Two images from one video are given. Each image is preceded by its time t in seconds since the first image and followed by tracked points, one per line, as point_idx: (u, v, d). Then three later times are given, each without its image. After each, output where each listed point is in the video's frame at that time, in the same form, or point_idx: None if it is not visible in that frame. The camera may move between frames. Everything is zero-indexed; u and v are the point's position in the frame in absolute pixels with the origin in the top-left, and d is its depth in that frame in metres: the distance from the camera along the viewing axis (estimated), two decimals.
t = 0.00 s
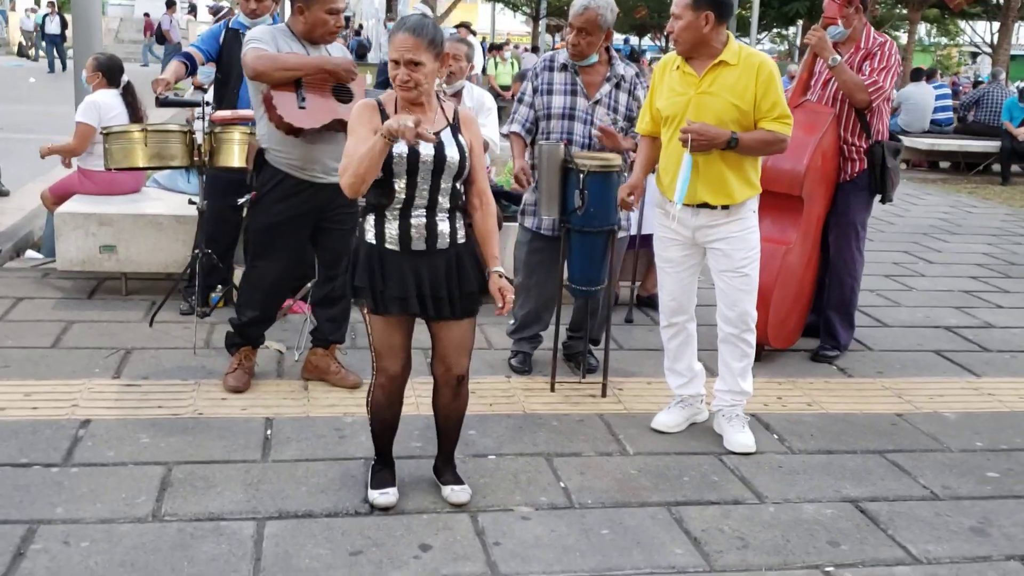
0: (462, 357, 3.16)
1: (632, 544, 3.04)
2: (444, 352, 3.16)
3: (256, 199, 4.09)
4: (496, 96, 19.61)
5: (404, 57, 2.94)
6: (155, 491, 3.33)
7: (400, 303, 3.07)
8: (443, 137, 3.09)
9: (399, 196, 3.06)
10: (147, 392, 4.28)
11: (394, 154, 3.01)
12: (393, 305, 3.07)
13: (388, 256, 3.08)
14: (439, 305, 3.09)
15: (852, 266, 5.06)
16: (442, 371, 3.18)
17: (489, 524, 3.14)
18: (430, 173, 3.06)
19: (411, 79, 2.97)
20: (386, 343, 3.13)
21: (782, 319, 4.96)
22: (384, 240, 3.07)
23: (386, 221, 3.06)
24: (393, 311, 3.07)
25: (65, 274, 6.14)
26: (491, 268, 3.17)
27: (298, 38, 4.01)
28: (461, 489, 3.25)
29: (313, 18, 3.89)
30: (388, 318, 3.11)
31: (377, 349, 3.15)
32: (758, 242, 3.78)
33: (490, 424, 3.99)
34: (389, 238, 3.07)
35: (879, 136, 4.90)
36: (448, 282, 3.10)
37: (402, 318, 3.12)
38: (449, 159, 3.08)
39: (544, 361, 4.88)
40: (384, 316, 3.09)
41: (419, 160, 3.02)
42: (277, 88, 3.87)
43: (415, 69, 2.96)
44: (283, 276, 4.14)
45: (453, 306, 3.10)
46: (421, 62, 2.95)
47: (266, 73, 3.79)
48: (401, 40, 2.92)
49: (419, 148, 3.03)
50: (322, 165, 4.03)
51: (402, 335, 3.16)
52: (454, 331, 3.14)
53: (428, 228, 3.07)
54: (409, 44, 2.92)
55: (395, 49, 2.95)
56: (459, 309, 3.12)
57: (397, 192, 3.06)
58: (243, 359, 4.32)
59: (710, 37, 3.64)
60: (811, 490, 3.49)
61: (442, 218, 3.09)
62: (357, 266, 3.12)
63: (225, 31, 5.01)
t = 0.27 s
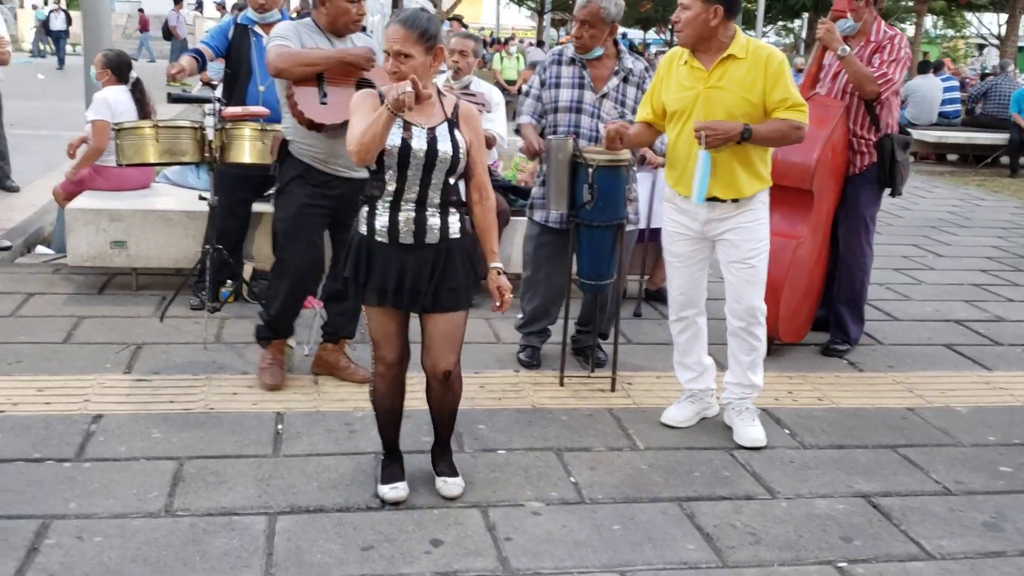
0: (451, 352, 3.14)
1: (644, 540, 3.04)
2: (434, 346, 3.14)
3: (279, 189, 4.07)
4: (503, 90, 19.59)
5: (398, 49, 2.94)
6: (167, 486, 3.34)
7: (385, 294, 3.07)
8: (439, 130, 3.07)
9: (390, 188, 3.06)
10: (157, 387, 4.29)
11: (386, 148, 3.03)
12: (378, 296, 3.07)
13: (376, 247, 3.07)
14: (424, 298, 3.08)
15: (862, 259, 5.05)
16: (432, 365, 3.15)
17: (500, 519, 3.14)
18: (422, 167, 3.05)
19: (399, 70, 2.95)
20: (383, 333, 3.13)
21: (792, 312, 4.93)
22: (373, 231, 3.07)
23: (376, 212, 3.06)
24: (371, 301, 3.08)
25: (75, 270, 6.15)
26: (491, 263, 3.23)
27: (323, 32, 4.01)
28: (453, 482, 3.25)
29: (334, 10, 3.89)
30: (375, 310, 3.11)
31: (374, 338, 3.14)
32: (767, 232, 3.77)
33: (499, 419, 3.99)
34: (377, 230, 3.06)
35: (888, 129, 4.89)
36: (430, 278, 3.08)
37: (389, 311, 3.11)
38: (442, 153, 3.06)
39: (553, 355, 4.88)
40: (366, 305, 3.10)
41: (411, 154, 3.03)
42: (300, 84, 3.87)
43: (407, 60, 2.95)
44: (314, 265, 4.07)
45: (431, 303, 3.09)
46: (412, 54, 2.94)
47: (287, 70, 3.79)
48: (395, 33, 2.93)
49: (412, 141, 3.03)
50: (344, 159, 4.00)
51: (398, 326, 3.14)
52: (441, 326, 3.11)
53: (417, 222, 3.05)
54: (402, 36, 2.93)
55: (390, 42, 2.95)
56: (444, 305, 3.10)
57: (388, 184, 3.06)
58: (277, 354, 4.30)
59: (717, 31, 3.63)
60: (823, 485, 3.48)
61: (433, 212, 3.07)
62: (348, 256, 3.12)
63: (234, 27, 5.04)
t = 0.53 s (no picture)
0: (461, 346, 3.16)
1: (654, 537, 3.04)
2: (442, 341, 3.15)
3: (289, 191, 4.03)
4: (508, 86, 19.58)
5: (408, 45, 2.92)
6: (176, 483, 3.34)
7: (402, 293, 3.06)
8: (448, 126, 3.06)
9: (402, 186, 3.06)
10: (166, 385, 4.29)
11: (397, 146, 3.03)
12: (394, 295, 3.05)
13: (391, 245, 3.06)
14: (441, 295, 3.07)
15: (870, 257, 5.03)
16: (439, 359, 3.17)
17: (509, 517, 3.14)
18: (434, 164, 3.05)
19: (412, 64, 2.94)
20: (398, 332, 3.11)
21: (801, 310, 4.90)
22: (387, 230, 3.06)
23: (390, 211, 3.05)
24: (390, 300, 3.06)
25: (83, 267, 6.16)
26: (502, 259, 3.21)
27: (336, 32, 4.00)
28: (450, 478, 3.28)
29: (347, 10, 3.90)
30: (390, 309, 3.10)
31: (388, 338, 3.13)
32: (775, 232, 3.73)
33: (508, 416, 3.99)
34: (392, 229, 3.05)
35: (897, 125, 4.87)
36: (447, 274, 3.07)
37: (405, 309, 3.10)
38: (453, 150, 3.05)
39: (561, 352, 4.87)
40: (383, 305, 3.08)
41: (423, 152, 3.03)
42: (307, 83, 3.85)
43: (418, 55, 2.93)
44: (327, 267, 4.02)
45: (451, 299, 3.08)
46: (424, 48, 2.93)
47: (289, 68, 3.80)
48: (405, 29, 2.92)
49: (423, 139, 3.03)
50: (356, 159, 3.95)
51: (412, 324, 3.13)
52: (452, 322, 3.13)
53: (431, 218, 3.04)
54: (413, 31, 2.91)
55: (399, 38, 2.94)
56: (460, 301, 3.09)
57: (399, 183, 3.06)
58: (308, 364, 4.14)
59: (732, 27, 3.61)
60: (832, 483, 3.47)
61: (446, 208, 3.07)
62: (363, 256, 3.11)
63: (241, 23, 5.03)
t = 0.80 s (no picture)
0: (465, 338, 3.15)
1: (661, 538, 3.03)
2: (447, 332, 3.15)
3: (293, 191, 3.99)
4: (515, 83, 19.56)
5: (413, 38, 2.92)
6: (184, 482, 3.35)
7: (409, 291, 3.05)
8: (454, 125, 3.06)
9: (408, 186, 3.05)
10: (174, 384, 4.30)
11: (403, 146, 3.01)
12: (402, 294, 3.05)
13: (397, 244, 3.06)
14: (448, 293, 3.08)
15: (879, 255, 5.02)
16: (446, 351, 3.17)
17: (516, 517, 3.14)
18: (439, 164, 3.04)
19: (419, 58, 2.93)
20: (402, 329, 3.08)
21: (810, 309, 4.89)
22: (394, 229, 3.06)
23: (396, 210, 3.05)
24: (398, 299, 3.06)
25: (90, 265, 6.17)
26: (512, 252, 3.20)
27: (340, 25, 3.98)
28: (458, 477, 3.27)
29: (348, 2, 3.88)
30: (396, 305, 3.08)
31: (392, 335, 3.09)
32: (784, 232, 3.67)
33: (515, 415, 3.98)
34: (398, 228, 3.05)
35: (906, 124, 4.86)
36: (456, 272, 3.08)
37: (413, 304, 3.09)
38: (458, 149, 3.05)
39: (568, 351, 4.87)
40: (391, 304, 3.08)
41: (428, 152, 3.01)
42: (308, 78, 3.85)
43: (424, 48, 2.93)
44: (333, 273, 4.04)
45: (461, 296, 3.09)
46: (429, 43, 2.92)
47: (290, 64, 3.79)
48: (411, 22, 2.92)
49: (428, 139, 3.01)
50: (360, 157, 3.92)
51: (417, 320, 3.11)
52: (457, 317, 3.12)
53: (438, 216, 3.05)
54: (419, 24, 2.91)
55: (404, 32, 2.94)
56: (468, 298, 3.10)
57: (405, 182, 3.05)
58: (322, 366, 4.13)
59: (751, 25, 3.55)
60: (840, 483, 3.46)
61: (452, 206, 3.07)
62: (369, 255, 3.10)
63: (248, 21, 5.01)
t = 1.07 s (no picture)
0: (468, 356, 3.14)
1: (669, 543, 3.03)
2: (448, 347, 3.14)
3: (297, 198, 3.98)
4: (523, 88, 19.57)
5: (419, 52, 2.94)
6: (193, 487, 3.35)
7: (405, 296, 3.05)
8: (454, 130, 3.06)
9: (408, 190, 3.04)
10: (182, 388, 4.31)
11: (402, 150, 3.00)
12: (397, 298, 3.05)
13: (394, 249, 3.06)
14: (443, 301, 3.07)
15: (889, 259, 4.99)
16: (447, 368, 3.16)
17: (524, 522, 3.14)
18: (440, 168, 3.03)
19: (434, 73, 2.96)
20: (397, 338, 3.12)
21: (818, 312, 4.96)
22: (391, 233, 3.06)
23: (395, 213, 3.05)
24: (393, 304, 3.06)
25: (99, 270, 6.20)
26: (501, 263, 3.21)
27: (341, 32, 3.98)
28: (465, 483, 3.27)
29: (352, 11, 3.87)
30: (391, 311, 3.10)
31: (388, 343, 3.14)
32: (804, 245, 3.59)
33: (523, 420, 3.98)
34: (395, 232, 3.06)
35: (917, 128, 4.82)
36: (451, 281, 3.07)
37: (407, 313, 3.10)
38: (459, 153, 3.04)
39: (575, 355, 4.86)
40: (385, 308, 3.08)
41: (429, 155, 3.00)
42: (308, 84, 3.87)
43: (432, 64, 2.95)
44: (338, 281, 4.00)
45: (452, 306, 3.07)
46: (441, 56, 2.95)
47: (288, 66, 3.81)
48: (418, 36, 2.93)
49: (428, 142, 3.01)
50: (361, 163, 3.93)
51: (412, 330, 3.14)
52: (456, 329, 3.11)
53: (435, 222, 3.04)
54: (429, 39, 2.93)
55: (410, 43, 2.95)
56: (462, 307, 3.08)
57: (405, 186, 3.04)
58: (331, 377, 4.13)
59: (778, 29, 3.49)
60: (849, 488, 3.45)
61: (450, 213, 3.07)
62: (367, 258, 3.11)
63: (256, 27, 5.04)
